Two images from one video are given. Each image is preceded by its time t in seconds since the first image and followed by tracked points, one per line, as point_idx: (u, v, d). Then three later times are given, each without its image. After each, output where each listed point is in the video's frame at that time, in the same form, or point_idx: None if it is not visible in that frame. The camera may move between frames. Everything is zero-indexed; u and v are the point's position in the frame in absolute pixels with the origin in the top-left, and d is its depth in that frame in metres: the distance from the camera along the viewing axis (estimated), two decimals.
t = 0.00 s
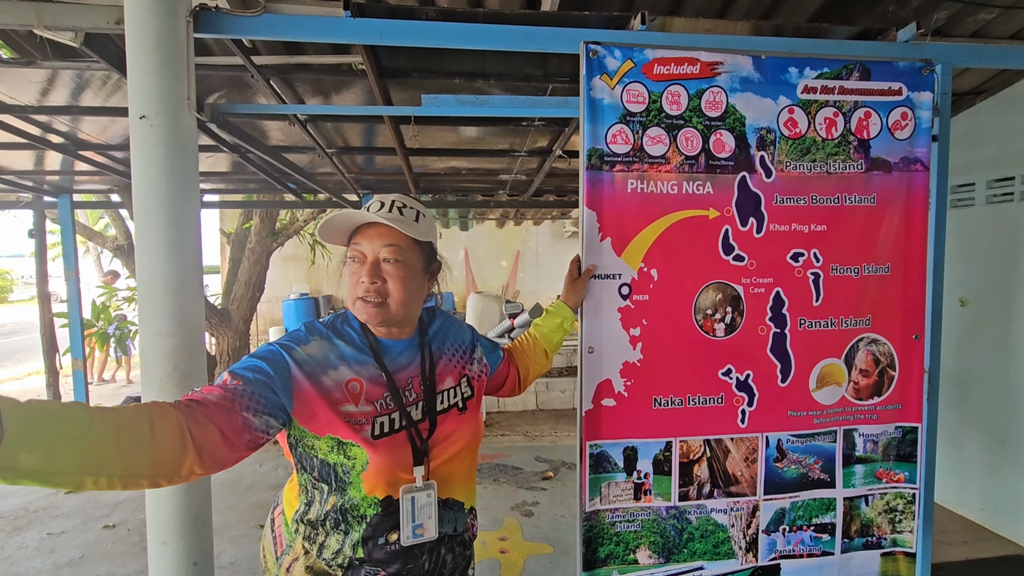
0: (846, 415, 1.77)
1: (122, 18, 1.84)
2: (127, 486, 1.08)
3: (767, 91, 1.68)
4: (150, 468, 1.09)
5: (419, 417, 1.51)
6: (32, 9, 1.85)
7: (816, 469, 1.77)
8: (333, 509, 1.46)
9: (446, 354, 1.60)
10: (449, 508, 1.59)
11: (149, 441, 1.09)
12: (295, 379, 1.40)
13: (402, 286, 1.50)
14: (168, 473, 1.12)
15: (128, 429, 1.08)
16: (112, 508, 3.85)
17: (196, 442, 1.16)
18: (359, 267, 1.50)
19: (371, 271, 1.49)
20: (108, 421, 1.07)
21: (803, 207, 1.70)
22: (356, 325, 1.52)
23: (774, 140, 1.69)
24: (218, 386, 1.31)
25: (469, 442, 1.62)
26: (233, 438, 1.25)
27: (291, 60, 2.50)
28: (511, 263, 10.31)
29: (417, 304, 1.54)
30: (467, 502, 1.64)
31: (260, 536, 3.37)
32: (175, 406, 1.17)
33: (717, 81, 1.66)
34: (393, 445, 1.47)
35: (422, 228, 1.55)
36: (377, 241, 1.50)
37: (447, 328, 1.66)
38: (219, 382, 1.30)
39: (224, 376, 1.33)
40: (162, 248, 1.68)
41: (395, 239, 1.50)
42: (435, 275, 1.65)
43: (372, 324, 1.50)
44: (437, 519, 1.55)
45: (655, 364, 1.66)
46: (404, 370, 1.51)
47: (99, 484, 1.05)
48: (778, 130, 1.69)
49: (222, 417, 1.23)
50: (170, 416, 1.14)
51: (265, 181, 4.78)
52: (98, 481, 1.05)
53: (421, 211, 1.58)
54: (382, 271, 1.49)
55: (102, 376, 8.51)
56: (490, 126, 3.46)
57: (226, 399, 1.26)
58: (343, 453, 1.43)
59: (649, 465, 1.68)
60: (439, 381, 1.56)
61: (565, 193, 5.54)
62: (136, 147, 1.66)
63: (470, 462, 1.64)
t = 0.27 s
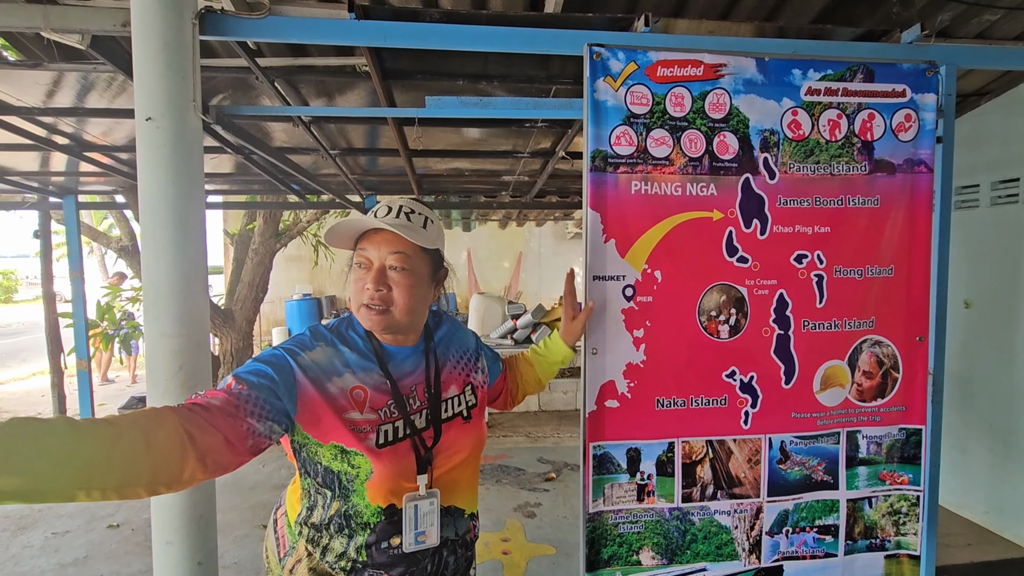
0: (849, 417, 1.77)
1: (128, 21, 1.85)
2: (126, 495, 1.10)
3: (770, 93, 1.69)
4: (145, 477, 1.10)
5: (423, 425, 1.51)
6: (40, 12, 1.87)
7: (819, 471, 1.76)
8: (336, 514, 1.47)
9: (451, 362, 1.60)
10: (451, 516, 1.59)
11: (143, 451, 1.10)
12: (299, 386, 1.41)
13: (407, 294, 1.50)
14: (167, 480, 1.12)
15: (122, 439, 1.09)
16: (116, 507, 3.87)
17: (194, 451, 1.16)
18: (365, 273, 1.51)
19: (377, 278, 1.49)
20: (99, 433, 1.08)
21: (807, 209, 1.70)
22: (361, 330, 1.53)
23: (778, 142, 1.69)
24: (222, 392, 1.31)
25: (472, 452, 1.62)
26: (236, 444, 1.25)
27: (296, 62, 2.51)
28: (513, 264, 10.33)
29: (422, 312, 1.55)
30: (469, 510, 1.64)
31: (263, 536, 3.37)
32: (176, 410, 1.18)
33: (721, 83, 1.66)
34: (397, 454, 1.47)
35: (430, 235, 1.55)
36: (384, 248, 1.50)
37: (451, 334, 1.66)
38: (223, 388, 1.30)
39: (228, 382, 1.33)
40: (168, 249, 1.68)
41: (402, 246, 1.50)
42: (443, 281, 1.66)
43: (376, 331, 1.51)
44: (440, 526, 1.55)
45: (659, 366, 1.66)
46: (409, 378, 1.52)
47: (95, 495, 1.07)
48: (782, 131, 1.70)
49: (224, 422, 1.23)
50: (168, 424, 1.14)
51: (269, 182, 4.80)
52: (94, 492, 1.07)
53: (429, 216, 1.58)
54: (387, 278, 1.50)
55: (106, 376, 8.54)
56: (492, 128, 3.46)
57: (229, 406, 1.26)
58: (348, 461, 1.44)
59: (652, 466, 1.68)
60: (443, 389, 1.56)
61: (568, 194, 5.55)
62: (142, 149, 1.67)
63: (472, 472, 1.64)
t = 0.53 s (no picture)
0: (852, 418, 1.77)
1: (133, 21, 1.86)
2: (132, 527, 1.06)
3: (774, 93, 1.68)
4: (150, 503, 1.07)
5: (423, 444, 1.51)
6: (45, 13, 1.88)
7: (822, 472, 1.76)
8: (331, 520, 1.47)
9: (456, 381, 1.60)
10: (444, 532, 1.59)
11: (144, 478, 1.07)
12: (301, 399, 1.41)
13: (415, 320, 1.49)
14: (175, 507, 1.10)
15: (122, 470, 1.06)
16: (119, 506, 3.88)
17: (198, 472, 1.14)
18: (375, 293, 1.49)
19: (386, 302, 1.48)
20: (99, 469, 1.04)
21: (810, 210, 1.70)
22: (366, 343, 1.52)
23: (781, 142, 1.69)
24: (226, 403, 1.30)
25: (469, 473, 1.62)
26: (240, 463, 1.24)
27: (299, 62, 2.51)
28: (515, 265, 10.36)
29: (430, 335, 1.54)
30: (461, 524, 1.64)
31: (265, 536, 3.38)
32: (178, 436, 1.15)
33: (724, 83, 1.66)
34: (393, 472, 1.47)
35: (444, 257, 1.55)
36: (396, 270, 1.48)
37: (457, 352, 1.66)
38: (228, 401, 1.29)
39: (232, 393, 1.32)
40: (172, 250, 1.69)
41: (413, 271, 1.48)
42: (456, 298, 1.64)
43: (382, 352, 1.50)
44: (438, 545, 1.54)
45: (662, 367, 1.66)
46: (413, 395, 1.51)
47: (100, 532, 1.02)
48: (785, 132, 1.69)
49: (230, 441, 1.22)
50: (169, 451, 1.12)
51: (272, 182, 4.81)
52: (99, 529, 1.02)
53: (445, 237, 1.59)
54: (397, 302, 1.48)
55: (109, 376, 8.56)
56: (495, 128, 3.46)
57: (234, 422, 1.25)
58: (344, 476, 1.44)
59: (655, 466, 1.68)
60: (447, 409, 1.56)
61: (570, 195, 5.55)
62: (147, 150, 1.68)
63: (468, 490, 1.64)
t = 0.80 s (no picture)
0: (854, 419, 1.77)
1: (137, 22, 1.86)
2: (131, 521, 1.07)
3: (776, 94, 1.68)
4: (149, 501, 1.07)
5: (421, 443, 1.51)
6: (50, 14, 1.88)
7: (824, 473, 1.76)
8: (329, 519, 1.47)
9: (455, 380, 1.60)
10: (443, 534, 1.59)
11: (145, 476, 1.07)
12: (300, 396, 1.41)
13: (419, 305, 1.51)
14: (171, 506, 1.10)
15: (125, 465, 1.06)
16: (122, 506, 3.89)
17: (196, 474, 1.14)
18: (377, 280, 1.51)
19: (389, 287, 1.49)
20: (104, 462, 1.04)
21: (811, 211, 1.70)
22: (366, 341, 1.53)
23: (783, 143, 1.69)
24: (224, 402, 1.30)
25: (468, 475, 1.62)
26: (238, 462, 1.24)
27: (302, 63, 2.52)
28: (517, 265, 10.38)
29: (432, 323, 1.55)
30: (460, 527, 1.64)
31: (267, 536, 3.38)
32: (179, 434, 1.15)
33: (726, 84, 1.66)
34: (391, 470, 1.47)
35: (444, 245, 1.56)
36: (398, 256, 1.51)
37: (458, 352, 1.66)
38: (227, 400, 1.29)
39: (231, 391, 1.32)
40: (175, 250, 1.70)
41: (415, 256, 1.51)
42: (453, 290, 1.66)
43: (384, 341, 1.50)
44: (433, 545, 1.54)
45: (663, 367, 1.66)
46: (411, 394, 1.51)
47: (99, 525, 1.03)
48: (787, 133, 1.69)
49: (228, 440, 1.22)
50: (170, 451, 1.11)
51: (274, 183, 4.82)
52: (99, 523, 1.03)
53: (445, 227, 1.59)
54: (399, 287, 1.50)
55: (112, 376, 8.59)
56: (497, 129, 3.47)
57: (232, 421, 1.25)
58: (341, 474, 1.45)
59: (656, 467, 1.68)
60: (446, 408, 1.56)
61: (572, 196, 5.56)
62: (150, 150, 1.68)
63: (467, 493, 1.64)
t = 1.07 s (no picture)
0: (853, 421, 1.77)
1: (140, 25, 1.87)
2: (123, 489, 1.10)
3: (776, 97, 1.69)
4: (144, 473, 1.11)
5: (421, 436, 1.51)
6: (55, 17, 1.90)
7: (824, 474, 1.76)
8: (331, 516, 1.47)
9: (454, 375, 1.60)
10: (445, 530, 1.59)
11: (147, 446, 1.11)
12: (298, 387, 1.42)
13: (416, 290, 1.51)
14: (163, 481, 1.13)
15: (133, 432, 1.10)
16: (124, 505, 3.90)
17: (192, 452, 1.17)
18: (373, 268, 1.52)
19: (386, 273, 1.50)
20: (115, 424, 1.09)
21: (812, 213, 1.70)
22: (365, 335, 1.54)
23: (784, 145, 1.69)
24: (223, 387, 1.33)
25: (468, 470, 1.62)
26: (232, 444, 1.26)
27: (303, 65, 2.53)
28: (519, 267, 10.40)
29: (430, 310, 1.56)
30: (462, 524, 1.64)
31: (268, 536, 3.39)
32: (174, 411, 1.18)
33: (726, 87, 1.67)
34: (391, 462, 1.47)
35: (437, 233, 1.56)
36: (393, 244, 1.52)
37: (457, 349, 1.67)
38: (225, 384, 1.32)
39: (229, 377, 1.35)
40: (177, 251, 1.70)
41: (411, 241, 1.53)
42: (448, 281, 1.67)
43: (382, 329, 1.51)
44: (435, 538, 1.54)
45: (664, 369, 1.66)
46: (410, 387, 1.52)
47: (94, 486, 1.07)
48: (787, 135, 1.70)
49: (223, 421, 1.25)
50: (171, 425, 1.15)
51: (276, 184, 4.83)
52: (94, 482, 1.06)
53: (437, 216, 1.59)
54: (396, 273, 1.51)
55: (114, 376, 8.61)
56: (498, 130, 3.47)
57: (228, 404, 1.27)
58: (341, 467, 1.45)
59: (656, 468, 1.68)
60: (445, 402, 1.56)
61: (573, 197, 5.56)
62: (153, 152, 1.69)
63: (468, 489, 1.65)
